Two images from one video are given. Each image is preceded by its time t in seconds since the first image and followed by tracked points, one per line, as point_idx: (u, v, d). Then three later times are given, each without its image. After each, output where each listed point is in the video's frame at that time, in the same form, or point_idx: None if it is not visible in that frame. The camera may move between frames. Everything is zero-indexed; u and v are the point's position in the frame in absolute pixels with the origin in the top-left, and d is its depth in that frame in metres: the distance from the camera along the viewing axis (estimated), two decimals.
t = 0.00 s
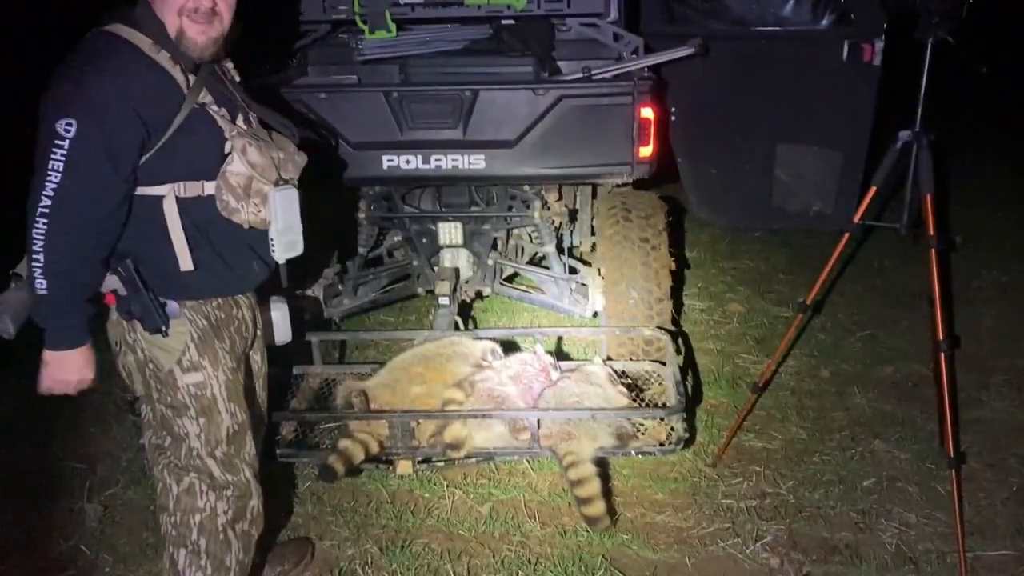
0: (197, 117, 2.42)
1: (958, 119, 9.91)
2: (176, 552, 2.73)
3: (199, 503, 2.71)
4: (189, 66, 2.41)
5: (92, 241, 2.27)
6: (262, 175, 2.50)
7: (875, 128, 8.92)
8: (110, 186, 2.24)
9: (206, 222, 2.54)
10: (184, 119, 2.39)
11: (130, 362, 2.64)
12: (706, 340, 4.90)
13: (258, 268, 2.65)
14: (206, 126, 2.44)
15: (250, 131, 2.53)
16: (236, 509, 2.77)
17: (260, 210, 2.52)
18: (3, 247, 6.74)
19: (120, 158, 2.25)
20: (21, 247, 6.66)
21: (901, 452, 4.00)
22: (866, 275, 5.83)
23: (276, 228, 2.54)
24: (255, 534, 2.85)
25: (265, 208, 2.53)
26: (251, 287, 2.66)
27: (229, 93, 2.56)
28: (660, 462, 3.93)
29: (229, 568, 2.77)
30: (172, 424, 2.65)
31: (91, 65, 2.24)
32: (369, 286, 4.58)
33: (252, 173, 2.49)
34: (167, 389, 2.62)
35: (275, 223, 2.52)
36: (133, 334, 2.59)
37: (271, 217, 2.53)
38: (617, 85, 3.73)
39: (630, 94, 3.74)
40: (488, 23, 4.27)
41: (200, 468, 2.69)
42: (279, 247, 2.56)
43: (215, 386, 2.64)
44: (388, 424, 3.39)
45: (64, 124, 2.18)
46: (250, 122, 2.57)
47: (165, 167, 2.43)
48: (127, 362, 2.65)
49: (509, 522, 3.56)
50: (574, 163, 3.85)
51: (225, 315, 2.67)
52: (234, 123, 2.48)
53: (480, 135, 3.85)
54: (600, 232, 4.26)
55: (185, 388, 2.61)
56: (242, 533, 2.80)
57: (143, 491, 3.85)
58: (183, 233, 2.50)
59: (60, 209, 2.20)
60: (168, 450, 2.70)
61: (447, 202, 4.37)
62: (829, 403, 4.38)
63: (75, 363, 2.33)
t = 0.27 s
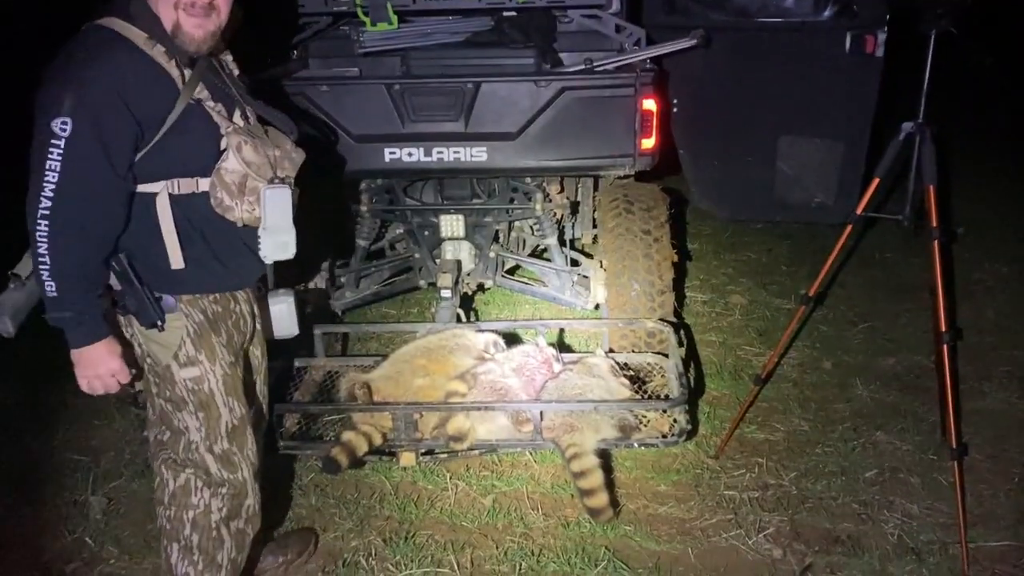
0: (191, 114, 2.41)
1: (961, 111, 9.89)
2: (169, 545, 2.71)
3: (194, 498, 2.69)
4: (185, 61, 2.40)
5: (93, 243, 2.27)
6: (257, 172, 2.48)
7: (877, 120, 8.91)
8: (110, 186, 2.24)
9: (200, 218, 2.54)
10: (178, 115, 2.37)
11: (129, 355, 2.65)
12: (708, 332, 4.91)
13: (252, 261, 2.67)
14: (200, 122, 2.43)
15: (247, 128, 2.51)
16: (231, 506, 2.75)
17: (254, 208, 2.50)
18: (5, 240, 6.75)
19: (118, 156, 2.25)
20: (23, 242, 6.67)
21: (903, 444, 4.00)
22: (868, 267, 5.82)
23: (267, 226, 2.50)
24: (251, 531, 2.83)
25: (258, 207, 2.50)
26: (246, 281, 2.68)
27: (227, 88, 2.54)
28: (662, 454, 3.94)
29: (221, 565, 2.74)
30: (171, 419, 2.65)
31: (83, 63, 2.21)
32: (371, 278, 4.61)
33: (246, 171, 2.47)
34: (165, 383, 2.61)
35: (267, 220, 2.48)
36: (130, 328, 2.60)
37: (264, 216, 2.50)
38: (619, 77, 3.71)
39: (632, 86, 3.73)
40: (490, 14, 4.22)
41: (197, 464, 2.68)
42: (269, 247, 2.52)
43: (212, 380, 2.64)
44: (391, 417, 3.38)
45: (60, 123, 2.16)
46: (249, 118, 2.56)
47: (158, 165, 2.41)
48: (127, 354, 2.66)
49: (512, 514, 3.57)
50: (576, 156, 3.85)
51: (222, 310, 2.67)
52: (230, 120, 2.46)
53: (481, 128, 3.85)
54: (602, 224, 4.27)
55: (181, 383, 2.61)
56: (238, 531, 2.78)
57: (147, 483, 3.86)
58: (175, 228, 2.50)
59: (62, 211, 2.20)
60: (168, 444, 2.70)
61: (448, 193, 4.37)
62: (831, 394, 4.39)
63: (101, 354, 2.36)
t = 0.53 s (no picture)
0: (200, 116, 2.35)
1: (965, 102, 9.86)
2: (173, 546, 2.72)
3: (195, 498, 2.69)
4: (192, 61, 2.33)
5: (103, 250, 2.25)
6: (268, 173, 2.46)
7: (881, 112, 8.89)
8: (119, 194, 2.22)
9: (211, 219, 2.50)
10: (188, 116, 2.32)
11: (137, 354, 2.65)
12: (712, 325, 4.91)
13: (263, 259, 2.62)
14: (208, 122, 2.37)
15: (252, 127, 2.47)
16: (233, 502, 2.74)
17: (265, 208, 2.48)
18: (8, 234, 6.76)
19: (127, 162, 2.21)
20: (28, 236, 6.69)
21: (907, 436, 4.01)
22: (872, 260, 5.82)
23: (279, 225, 2.50)
24: (252, 531, 2.83)
25: (270, 206, 2.48)
26: (255, 279, 2.63)
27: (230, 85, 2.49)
28: (666, 446, 3.95)
29: (221, 564, 2.75)
30: (177, 417, 2.66)
31: (88, 67, 2.16)
32: (375, 272, 4.59)
33: (257, 172, 2.45)
34: (174, 382, 2.62)
35: (280, 220, 2.47)
36: (139, 326, 2.60)
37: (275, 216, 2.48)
38: (624, 70, 3.70)
39: (637, 78, 3.72)
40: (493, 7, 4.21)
41: (202, 460, 2.68)
42: (281, 245, 2.52)
43: (221, 378, 2.64)
44: (397, 409, 3.41)
45: (68, 132, 2.13)
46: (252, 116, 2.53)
47: (168, 167, 2.37)
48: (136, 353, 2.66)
49: (517, 506, 3.58)
50: (580, 148, 3.85)
51: (231, 306, 2.66)
52: (237, 120, 2.42)
53: (486, 121, 3.84)
54: (606, 218, 4.26)
55: (191, 381, 2.61)
56: (239, 530, 2.78)
57: (153, 476, 3.88)
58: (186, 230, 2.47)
59: (71, 220, 2.18)
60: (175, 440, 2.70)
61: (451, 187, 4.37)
62: (835, 387, 4.39)
63: (110, 361, 2.38)
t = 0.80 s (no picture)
0: (219, 120, 2.25)
1: (969, 95, 9.84)
2: (176, 552, 2.64)
3: (198, 503, 2.62)
4: (209, 63, 2.23)
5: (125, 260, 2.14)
6: (287, 178, 2.38)
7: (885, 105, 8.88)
8: (146, 202, 2.11)
9: (229, 225, 2.43)
10: (206, 119, 2.22)
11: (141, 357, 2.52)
12: (716, 319, 4.90)
13: (274, 263, 2.55)
14: (227, 126, 2.27)
15: (267, 130, 2.39)
16: (237, 506, 2.67)
17: (283, 213, 2.42)
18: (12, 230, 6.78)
19: (151, 170, 2.11)
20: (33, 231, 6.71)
21: (913, 430, 4.00)
22: (877, 254, 5.80)
23: (298, 232, 2.46)
24: (256, 534, 2.76)
25: (287, 211, 2.43)
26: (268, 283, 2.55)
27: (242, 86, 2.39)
28: (671, 441, 3.95)
29: (228, 567, 2.68)
30: (183, 421, 2.56)
31: (107, 70, 2.03)
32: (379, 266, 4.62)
33: (276, 177, 2.37)
34: (182, 386, 2.52)
35: (299, 226, 2.44)
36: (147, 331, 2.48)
37: (293, 219, 2.44)
38: (627, 64, 3.69)
39: (641, 72, 3.71)
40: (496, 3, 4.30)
41: (207, 465, 2.60)
42: (300, 251, 2.49)
43: (232, 384, 2.56)
44: (401, 404, 3.39)
45: (91, 139, 2.01)
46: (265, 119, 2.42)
47: (187, 173, 2.27)
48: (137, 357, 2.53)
49: (522, 500, 3.59)
50: (584, 143, 3.84)
51: (241, 310, 2.58)
52: (254, 124, 2.33)
53: (490, 115, 3.83)
54: (611, 211, 4.26)
55: (201, 386, 2.53)
56: (243, 532, 2.71)
57: (159, 471, 3.88)
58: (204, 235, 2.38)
59: (96, 231, 2.07)
60: (178, 446, 2.60)
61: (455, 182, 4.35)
62: (840, 381, 4.38)
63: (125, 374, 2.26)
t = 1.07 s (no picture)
0: (233, 116, 2.18)
1: (975, 88, 9.81)
2: (182, 553, 2.62)
3: (204, 505, 2.58)
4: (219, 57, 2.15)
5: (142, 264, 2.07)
6: (304, 174, 2.34)
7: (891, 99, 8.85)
8: (162, 204, 2.05)
9: (246, 224, 2.39)
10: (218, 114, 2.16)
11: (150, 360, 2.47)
12: (721, 315, 4.89)
13: (288, 262, 2.52)
14: (240, 121, 2.20)
15: (280, 124, 2.33)
16: (243, 508, 2.64)
17: (300, 208, 2.37)
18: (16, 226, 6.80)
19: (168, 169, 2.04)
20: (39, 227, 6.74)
21: (919, 426, 3.99)
22: (883, 249, 5.78)
23: (315, 227, 2.39)
24: (261, 536, 2.72)
25: (304, 207, 2.37)
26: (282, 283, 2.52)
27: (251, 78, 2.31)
28: (676, 436, 3.95)
29: (233, 568, 2.65)
30: (194, 425, 2.52)
31: (119, 67, 1.96)
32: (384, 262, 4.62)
33: (292, 173, 2.32)
34: (194, 390, 2.49)
35: (316, 221, 2.37)
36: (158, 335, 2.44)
37: (310, 215, 2.37)
38: (633, 59, 3.68)
39: (647, 67, 3.69)
40: None
41: (216, 467, 2.57)
42: (318, 247, 2.42)
43: (246, 388, 2.55)
44: (406, 399, 3.39)
45: (108, 140, 1.94)
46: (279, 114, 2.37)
47: (203, 171, 2.22)
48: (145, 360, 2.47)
49: (527, 495, 3.59)
50: (589, 138, 3.83)
51: (253, 312, 2.58)
52: (267, 118, 2.26)
53: (495, 110, 3.82)
54: (617, 206, 4.25)
55: (213, 390, 2.50)
56: (248, 534, 2.67)
57: (164, 466, 3.89)
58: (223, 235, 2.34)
59: (113, 236, 2.00)
60: (187, 450, 2.56)
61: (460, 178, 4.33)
62: (846, 376, 4.37)
63: (147, 384, 2.20)
